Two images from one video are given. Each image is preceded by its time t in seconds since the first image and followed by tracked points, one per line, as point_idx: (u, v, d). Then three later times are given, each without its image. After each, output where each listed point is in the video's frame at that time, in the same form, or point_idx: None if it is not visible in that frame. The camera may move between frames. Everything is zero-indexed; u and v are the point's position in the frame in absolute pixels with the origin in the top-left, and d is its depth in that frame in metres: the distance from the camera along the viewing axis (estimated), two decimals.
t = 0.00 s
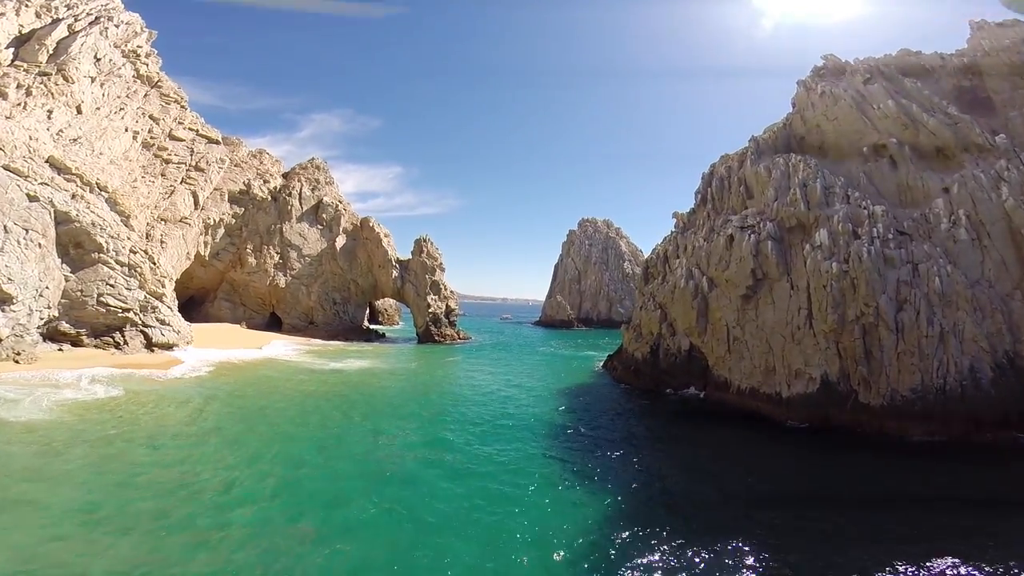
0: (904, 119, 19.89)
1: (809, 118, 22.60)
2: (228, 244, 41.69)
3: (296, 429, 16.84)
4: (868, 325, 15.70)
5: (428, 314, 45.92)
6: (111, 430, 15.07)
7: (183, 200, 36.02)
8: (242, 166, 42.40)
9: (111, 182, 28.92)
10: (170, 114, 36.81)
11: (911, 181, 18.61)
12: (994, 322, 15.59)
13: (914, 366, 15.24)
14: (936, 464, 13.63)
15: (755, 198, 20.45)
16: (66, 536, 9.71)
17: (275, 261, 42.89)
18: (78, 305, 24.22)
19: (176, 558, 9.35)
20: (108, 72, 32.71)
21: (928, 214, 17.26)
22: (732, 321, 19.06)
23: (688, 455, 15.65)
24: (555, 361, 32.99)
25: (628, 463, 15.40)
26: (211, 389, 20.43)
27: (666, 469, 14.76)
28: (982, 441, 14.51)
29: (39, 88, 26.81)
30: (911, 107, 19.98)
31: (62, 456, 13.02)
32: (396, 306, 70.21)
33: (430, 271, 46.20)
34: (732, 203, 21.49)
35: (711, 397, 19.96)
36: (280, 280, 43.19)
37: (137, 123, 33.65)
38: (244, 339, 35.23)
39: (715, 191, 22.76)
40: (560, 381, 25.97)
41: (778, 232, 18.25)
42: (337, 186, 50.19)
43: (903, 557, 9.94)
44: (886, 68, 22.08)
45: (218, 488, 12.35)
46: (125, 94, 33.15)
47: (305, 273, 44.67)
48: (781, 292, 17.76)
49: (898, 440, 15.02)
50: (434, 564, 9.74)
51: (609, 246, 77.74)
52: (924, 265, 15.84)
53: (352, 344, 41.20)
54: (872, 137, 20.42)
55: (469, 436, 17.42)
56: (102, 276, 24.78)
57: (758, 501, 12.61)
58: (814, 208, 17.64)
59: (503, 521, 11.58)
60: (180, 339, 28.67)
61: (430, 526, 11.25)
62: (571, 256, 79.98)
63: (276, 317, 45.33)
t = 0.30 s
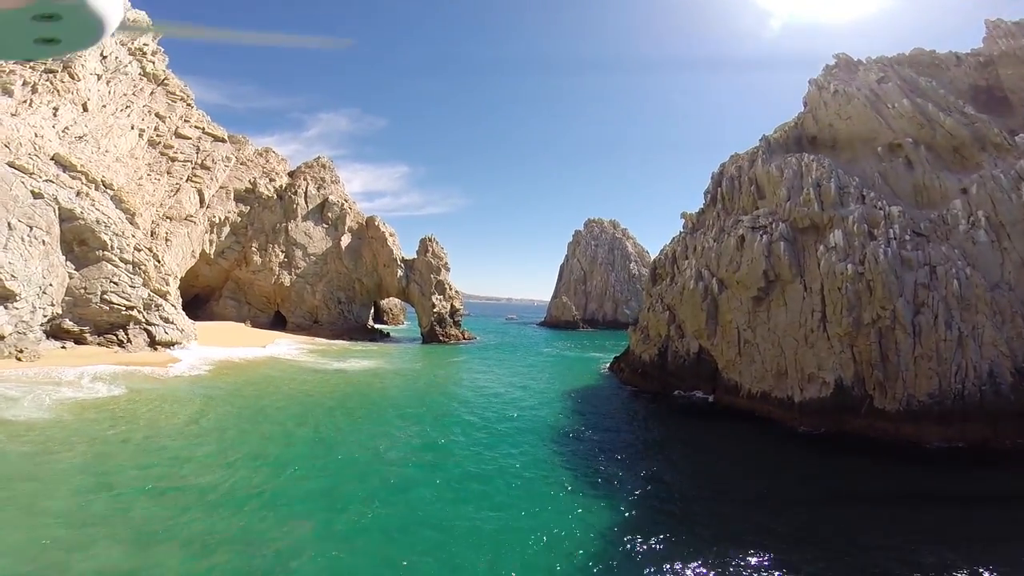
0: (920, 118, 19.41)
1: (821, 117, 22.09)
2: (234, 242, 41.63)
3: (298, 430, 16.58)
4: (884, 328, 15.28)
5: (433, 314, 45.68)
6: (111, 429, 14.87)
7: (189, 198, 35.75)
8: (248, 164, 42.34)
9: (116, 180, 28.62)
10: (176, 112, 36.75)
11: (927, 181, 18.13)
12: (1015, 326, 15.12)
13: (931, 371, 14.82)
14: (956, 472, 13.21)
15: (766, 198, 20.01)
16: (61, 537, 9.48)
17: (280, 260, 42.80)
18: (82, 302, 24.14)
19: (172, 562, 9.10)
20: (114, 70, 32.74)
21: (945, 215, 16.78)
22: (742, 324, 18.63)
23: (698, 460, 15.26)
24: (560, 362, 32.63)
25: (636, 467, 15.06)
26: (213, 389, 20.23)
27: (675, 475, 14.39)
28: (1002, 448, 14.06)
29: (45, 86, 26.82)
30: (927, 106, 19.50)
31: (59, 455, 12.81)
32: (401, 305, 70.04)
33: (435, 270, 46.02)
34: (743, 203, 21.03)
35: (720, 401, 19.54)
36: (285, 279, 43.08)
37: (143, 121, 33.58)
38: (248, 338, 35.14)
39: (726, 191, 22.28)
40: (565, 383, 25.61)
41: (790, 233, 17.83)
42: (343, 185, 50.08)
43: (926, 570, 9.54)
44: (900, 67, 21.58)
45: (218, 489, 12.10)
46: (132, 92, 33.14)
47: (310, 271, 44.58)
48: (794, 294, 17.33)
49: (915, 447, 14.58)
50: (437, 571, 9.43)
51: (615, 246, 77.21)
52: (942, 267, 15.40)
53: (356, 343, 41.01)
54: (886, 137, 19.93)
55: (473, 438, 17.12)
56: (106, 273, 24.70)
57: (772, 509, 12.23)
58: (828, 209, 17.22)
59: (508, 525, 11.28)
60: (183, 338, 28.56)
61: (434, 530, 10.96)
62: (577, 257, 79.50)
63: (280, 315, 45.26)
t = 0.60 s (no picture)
0: (933, 117, 19.01)
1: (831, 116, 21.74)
2: (236, 241, 41.49)
3: (298, 431, 16.32)
4: (898, 331, 14.93)
5: (435, 314, 45.39)
6: (108, 430, 14.67)
7: (192, 196, 35.65)
8: (252, 163, 42.22)
9: (118, 178, 28.26)
10: (180, 111, 36.59)
11: (940, 181, 17.75)
12: None
13: (946, 375, 14.42)
14: (973, 480, 12.82)
15: (775, 199, 19.69)
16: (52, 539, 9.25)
17: (283, 259, 42.63)
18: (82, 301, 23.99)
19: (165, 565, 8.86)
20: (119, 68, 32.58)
21: (959, 216, 16.40)
22: (751, 326, 18.26)
23: (706, 465, 14.91)
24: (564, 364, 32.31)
25: (641, 471, 14.74)
26: (213, 389, 20.03)
27: (683, 480, 14.04)
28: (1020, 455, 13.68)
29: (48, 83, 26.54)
30: (940, 106, 19.10)
31: (54, 456, 12.62)
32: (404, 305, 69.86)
33: (438, 270, 45.78)
34: (751, 203, 20.69)
35: (728, 405, 19.18)
36: (287, 278, 42.95)
37: (146, 119, 33.31)
38: (250, 337, 34.93)
39: (733, 191, 21.95)
40: (569, 385, 25.26)
41: (801, 233, 17.48)
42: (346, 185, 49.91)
43: None
44: (911, 66, 21.20)
45: (214, 491, 11.86)
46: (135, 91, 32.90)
47: (313, 271, 44.41)
48: (805, 295, 16.95)
49: (929, 452, 14.21)
50: None
51: (620, 247, 76.83)
52: (956, 268, 15.04)
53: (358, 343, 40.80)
54: (897, 137, 19.55)
55: (476, 440, 16.83)
56: (107, 272, 24.54)
57: (783, 514, 11.88)
58: (840, 209, 16.90)
59: (512, 530, 10.97)
60: (184, 337, 28.44)
61: (435, 535, 10.67)
62: (581, 257, 79.18)
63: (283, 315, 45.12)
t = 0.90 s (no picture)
0: (939, 116, 18.79)
1: (835, 115, 21.52)
2: (234, 240, 41.15)
3: (295, 433, 16.03)
4: (907, 330, 14.75)
5: (434, 314, 45.10)
6: (100, 432, 14.35)
7: (189, 195, 35.26)
8: (250, 162, 41.89)
9: (114, 176, 27.68)
10: (177, 109, 36.18)
11: (947, 181, 17.53)
12: None
13: (955, 376, 14.23)
14: (983, 481, 12.61)
15: (779, 198, 19.49)
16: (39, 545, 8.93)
17: (281, 258, 42.31)
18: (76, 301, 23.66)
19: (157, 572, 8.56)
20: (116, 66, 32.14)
21: (966, 215, 16.19)
22: (756, 326, 18.02)
23: (711, 466, 14.67)
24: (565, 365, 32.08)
25: (645, 472, 14.51)
26: (209, 391, 19.71)
27: (688, 481, 13.81)
28: None
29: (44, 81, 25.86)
30: (946, 104, 18.87)
31: (44, 459, 12.30)
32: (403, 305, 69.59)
33: (437, 270, 45.52)
34: (755, 203, 20.46)
35: (732, 406, 18.95)
36: (285, 278, 42.58)
37: (143, 117, 32.79)
38: (247, 338, 34.55)
39: (737, 190, 21.69)
40: (570, 386, 25.03)
41: (806, 232, 17.29)
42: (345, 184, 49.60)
43: None
44: (916, 64, 21.00)
45: (208, 493, 11.57)
46: (132, 89, 32.40)
47: (311, 270, 44.10)
48: (811, 295, 16.75)
49: (938, 454, 14.01)
50: None
51: (619, 246, 76.61)
52: (965, 268, 14.86)
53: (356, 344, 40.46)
54: (903, 136, 19.32)
55: (478, 442, 16.57)
56: (101, 272, 24.21)
57: (791, 517, 11.64)
58: (846, 208, 16.82)
59: (516, 534, 10.73)
60: (180, 338, 28.14)
61: (437, 538, 10.40)
62: (580, 257, 78.91)
63: (280, 314, 44.81)
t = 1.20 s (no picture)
0: (941, 115, 18.70)
1: (836, 115, 21.42)
2: (228, 239, 40.70)
3: (292, 435, 15.74)
4: (912, 330, 14.65)
5: (431, 314, 44.79)
6: (92, 435, 14.01)
7: (183, 194, 34.79)
8: (244, 161, 41.47)
9: (106, 175, 27.22)
10: (171, 107, 35.73)
11: (949, 180, 17.44)
12: None
13: (960, 376, 14.12)
14: (991, 481, 12.49)
15: (781, 197, 19.38)
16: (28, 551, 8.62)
17: (276, 258, 41.90)
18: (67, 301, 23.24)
19: None
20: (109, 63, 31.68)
21: (969, 215, 16.11)
22: (758, 326, 17.89)
23: (715, 467, 14.49)
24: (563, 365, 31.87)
25: (648, 472, 14.33)
26: (203, 392, 19.35)
27: (692, 482, 13.63)
28: None
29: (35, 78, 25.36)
30: (948, 104, 18.78)
31: (34, 463, 11.97)
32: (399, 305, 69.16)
33: (434, 270, 45.23)
34: (756, 202, 20.32)
35: (734, 406, 18.80)
36: (281, 278, 42.17)
37: (137, 116, 32.34)
38: (242, 338, 34.12)
39: (737, 190, 21.52)
40: (570, 386, 24.83)
41: (809, 232, 17.17)
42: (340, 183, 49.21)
43: None
44: (917, 64, 20.93)
45: (203, 497, 11.27)
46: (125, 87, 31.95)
47: (306, 270, 43.69)
48: (814, 295, 16.64)
49: (944, 454, 13.90)
50: None
51: (616, 246, 76.50)
52: (969, 267, 14.78)
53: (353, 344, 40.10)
54: (905, 135, 19.22)
55: (478, 444, 16.32)
56: (93, 271, 23.79)
57: (799, 519, 11.47)
58: (848, 208, 16.71)
59: (522, 537, 10.52)
60: (173, 339, 27.75)
61: (439, 542, 10.15)
62: (577, 257, 78.75)
63: (276, 315, 44.37)
